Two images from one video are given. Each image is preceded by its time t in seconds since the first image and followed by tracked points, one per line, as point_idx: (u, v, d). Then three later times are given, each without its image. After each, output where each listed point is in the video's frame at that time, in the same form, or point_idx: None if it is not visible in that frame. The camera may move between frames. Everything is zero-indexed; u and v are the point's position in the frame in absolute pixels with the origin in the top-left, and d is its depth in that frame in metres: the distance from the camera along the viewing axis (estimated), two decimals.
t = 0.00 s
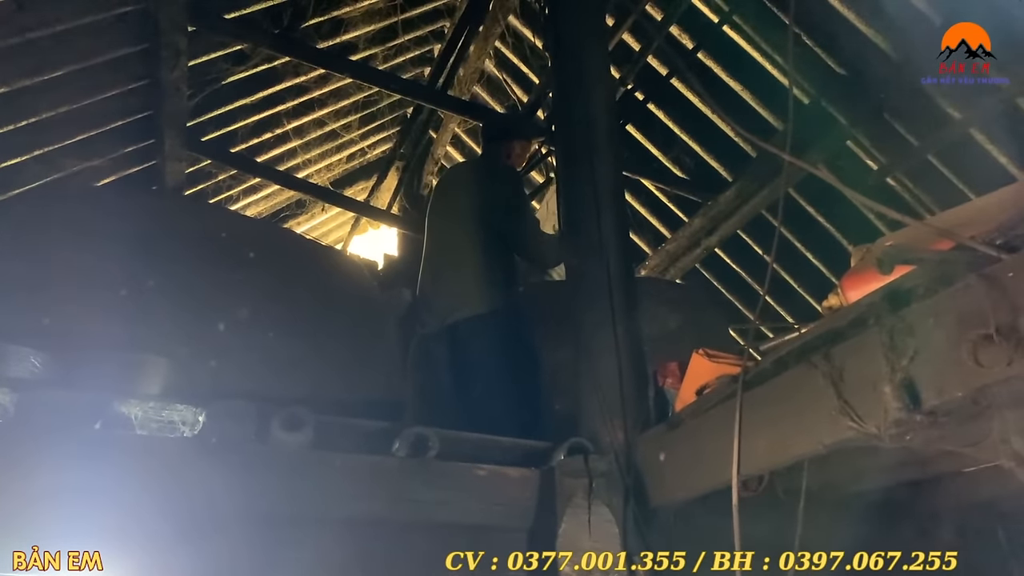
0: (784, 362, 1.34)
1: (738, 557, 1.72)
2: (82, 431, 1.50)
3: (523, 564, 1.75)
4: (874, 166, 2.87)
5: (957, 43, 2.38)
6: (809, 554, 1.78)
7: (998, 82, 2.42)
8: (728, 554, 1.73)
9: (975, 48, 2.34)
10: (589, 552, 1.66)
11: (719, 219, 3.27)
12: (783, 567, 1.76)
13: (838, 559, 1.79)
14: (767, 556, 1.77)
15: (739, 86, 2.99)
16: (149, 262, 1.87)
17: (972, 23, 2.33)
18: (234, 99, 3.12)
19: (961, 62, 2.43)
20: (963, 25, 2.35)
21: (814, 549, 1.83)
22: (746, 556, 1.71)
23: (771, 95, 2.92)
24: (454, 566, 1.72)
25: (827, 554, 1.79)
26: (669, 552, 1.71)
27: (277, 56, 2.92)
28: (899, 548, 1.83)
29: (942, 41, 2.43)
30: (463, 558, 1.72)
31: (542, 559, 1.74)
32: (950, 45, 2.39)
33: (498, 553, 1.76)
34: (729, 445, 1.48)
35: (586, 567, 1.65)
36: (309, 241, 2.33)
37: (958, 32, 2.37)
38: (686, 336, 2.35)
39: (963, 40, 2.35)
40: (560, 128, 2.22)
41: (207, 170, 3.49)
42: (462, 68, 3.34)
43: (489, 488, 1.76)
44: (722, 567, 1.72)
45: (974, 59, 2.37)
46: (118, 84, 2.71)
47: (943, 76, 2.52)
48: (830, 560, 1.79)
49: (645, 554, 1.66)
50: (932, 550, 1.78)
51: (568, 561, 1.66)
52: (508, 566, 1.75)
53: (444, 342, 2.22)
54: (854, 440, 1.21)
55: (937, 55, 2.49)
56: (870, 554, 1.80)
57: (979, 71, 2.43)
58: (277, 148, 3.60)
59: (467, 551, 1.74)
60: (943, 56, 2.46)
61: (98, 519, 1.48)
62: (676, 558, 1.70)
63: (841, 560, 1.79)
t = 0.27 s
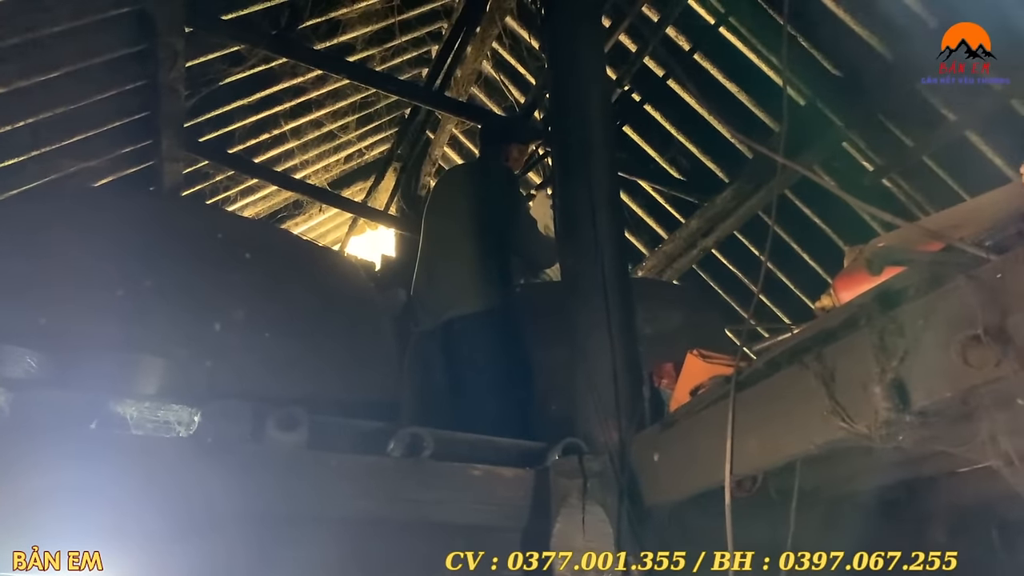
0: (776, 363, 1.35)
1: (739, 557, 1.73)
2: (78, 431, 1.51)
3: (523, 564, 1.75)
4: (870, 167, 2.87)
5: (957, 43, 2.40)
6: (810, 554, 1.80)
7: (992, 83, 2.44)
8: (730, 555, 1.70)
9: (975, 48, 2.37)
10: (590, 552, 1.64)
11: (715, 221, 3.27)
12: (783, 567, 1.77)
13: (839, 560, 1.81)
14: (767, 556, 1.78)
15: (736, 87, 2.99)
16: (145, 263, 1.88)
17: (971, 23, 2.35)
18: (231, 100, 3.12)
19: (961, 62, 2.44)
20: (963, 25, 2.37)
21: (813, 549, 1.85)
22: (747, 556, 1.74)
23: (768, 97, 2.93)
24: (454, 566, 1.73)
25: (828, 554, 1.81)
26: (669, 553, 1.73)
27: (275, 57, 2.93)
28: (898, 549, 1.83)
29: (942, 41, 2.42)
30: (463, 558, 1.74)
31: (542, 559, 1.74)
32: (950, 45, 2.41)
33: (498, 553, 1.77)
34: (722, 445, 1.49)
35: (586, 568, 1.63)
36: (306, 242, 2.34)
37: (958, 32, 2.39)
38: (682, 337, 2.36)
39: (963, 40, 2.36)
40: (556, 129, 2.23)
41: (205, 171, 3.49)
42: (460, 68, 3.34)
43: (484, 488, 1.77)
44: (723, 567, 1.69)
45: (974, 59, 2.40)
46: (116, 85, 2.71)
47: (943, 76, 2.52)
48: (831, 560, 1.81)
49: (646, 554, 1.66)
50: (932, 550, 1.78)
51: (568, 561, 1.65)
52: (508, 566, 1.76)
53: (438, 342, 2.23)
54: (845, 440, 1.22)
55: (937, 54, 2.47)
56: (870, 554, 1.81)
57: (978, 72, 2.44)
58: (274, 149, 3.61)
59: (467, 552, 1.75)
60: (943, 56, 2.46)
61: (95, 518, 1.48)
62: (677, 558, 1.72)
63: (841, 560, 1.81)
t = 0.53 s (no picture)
0: (764, 365, 1.37)
1: (739, 557, 1.73)
2: (72, 433, 1.52)
3: (522, 564, 1.77)
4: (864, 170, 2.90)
5: (957, 43, 2.36)
6: (810, 554, 1.83)
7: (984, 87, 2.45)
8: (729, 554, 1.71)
9: (975, 48, 2.33)
10: (589, 552, 1.67)
11: (709, 222, 3.28)
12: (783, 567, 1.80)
13: (839, 559, 1.83)
14: (767, 556, 1.79)
15: (731, 89, 3.00)
16: (139, 265, 1.88)
17: (972, 23, 2.31)
18: (228, 103, 3.13)
19: (961, 62, 2.40)
20: (963, 25, 2.33)
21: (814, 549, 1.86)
22: (747, 557, 1.75)
23: (762, 99, 2.94)
24: (454, 566, 1.75)
25: (828, 554, 1.83)
26: (669, 553, 1.75)
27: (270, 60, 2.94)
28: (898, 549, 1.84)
29: (942, 41, 2.40)
30: (463, 558, 1.76)
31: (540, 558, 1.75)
32: (950, 44, 2.37)
33: (498, 554, 1.79)
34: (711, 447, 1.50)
35: (586, 567, 1.65)
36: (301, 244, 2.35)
37: (958, 32, 2.35)
38: (676, 338, 2.37)
39: (963, 40, 2.32)
40: (550, 131, 2.24)
41: (202, 173, 3.50)
42: (456, 70, 3.35)
43: (477, 489, 1.78)
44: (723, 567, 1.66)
45: (974, 59, 2.36)
46: (112, 88, 2.72)
47: (942, 76, 2.52)
48: (831, 559, 1.83)
49: (646, 554, 1.68)
50: (931, 550, 1.78)
51: (568, 561, 1.67)
52: (508, 566, 1.78)
53: (434, 343, 2.22)
54: (832, 441, 1.23)
55: (937, 54, 2.47)
56: (870, 554, 1.82)
57: (979, 72, 2.40)
58: (271, 150, 3.62)
59: (467, 552, 1.77)
60: (943, 55, 2.44)
61: (93, 519, 1.49)
62: (677, 558, 1.74)
63: (842, 560, 1.83)
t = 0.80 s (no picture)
0: (756, 365, 1.38)
1: (739, 557, 1.75)
2: (69, 432, 1.53)
3: (523, 564, 1.75)
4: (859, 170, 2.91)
5: (957, 43, 2.38)
6: (810, 554, 1.82)
7: (977, 88, 2.47)
8: (729, 555, 1.74)
9: (975, 47, 2.37)
10: (590, 552, 1.66)
11: (706, 222, 3.29)
12: (783, 567, 1.78)
13: (838, 559, 1.81)
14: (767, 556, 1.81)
15: (727, 91, 3.01)
16: (136, 266, 1.90)
17: (972, 23, 2.36)
18: (226, 103, 3.15)
19: (961, 63, 2.42)
20: (963, 25, 2.37)
21: (814, 549, 1.85)
22: (747, 556, 1.76)
23: (758, 100, 2.95)
24: (454, 566, 1.76)
25: (827, 554, 1.82)
26: (669, 553, 1.77)
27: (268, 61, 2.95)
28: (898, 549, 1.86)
29: (942, 41, 2.41)
30: (463, 558, 1.77)
31: (541, 559, 1.68)
32: (950, 45, 2.39)
33: (499, 554, 1.80)
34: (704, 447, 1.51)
35: (586, 568, 1.64)
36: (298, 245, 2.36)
37: (958, 32, 2.38)
38: (671, 338, 2.38)
39: (963, 40, 2.36)
40: (546, 133, 2.25)
41: (199, 173, 3.51)
42: (453, 71, 3.37)
43: (472, 488, 1.79)
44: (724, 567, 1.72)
45: (974, 59, 2.39)
46: (110, 89, 2.73)
47: (943, 77, 2.51)
48: (831, 559, 1.81)
49: (646, 554, 1.72)
50: (932, 550, 1.82)
51: (568, 561, 1.66)
52: (507, 566, 1.79)
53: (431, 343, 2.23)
54: (822, 441, 1.24)
55: (937, 54, 2.46)
56: (871, 554, 1.83)
57: (979, 72, 2.42)
58: (269, 151, 3.63)
59: (467, 552, 1.78)
60: (943, 56, 2.45)
61: (92, 519, 1.50)
62: (677, 558, 1.76)
63: (841, 559, 1.82)
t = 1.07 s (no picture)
0: (745, 363, 1.40)
1: (739, 557, 1.80)
2: (66, 430, 1.54)
3: (521, 564, 1.78)
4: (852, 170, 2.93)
5: (957, 43, 2.39)
6: (810, 554, 1.86)
7: (969, 89, 2.49)
8: (728, 554, 1.80)
9: (975, 48, 2.37)
10: (590, 552, 1.68)
11: (702, 222, 3.30)
12: (782, 567, 1.83)
13: (838, 559, 1.85)
14: (767, 556, 1.84)
15: (721, 91, 3.03)
16: (134, 264, 1.91)
17: (972, 23, 2.35)
18: (223, 103, 3.16)
19: (961, 62, 2.42)
20: (963, 25, 2.36)
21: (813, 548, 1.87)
22: (746, 556, 1.80)
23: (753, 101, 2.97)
24: (455, 566, 1.78)
25: (828, 554, 1.86)
26: (670, 553, 1.82)
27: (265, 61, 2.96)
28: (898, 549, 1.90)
29: (942, 41, 2.42)
30: (463, 558, 1.79)
31: (542, 559, 1.68)
32: (949, 45, 2.40)
33: (498, 553, 1.81)
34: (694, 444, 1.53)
35: (586, 567, 1.66)
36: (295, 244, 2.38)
37: (958, 32, 2.38)
38: (665, 337, 2.40)
39: (963, 40, 2.36)
40: (541, 133, 2.27)
41: (197, 173, 3.52)
42: (449, 71, 3.38)
43: (465, 486, 1.80)
44: (722, 566, 1.79)
45: (974, 59, 2.39)
46: (107, 89, 2.75)
47: (942, 76, 2.52)
48: (831, 560, 1.86)
49: (645, 554, 1.79)
50: (932, 550, 1.87)
51: (568, 561, 1.67)
52: (507, 566, 1.79)
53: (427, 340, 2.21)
54: (810, 438, 1.26)
55: (936, 54, 2.47)
56: (870, 554, 1.87)
57: (979, 71, 2.41)
58: (266, 151, 3.64)
59: (467, 552, 1.80)
60: (943, 56, 2.44)
61: (89, 518, 1.52)
62: (677, 558, 1.82)
63: (841, 560, 1.86)
